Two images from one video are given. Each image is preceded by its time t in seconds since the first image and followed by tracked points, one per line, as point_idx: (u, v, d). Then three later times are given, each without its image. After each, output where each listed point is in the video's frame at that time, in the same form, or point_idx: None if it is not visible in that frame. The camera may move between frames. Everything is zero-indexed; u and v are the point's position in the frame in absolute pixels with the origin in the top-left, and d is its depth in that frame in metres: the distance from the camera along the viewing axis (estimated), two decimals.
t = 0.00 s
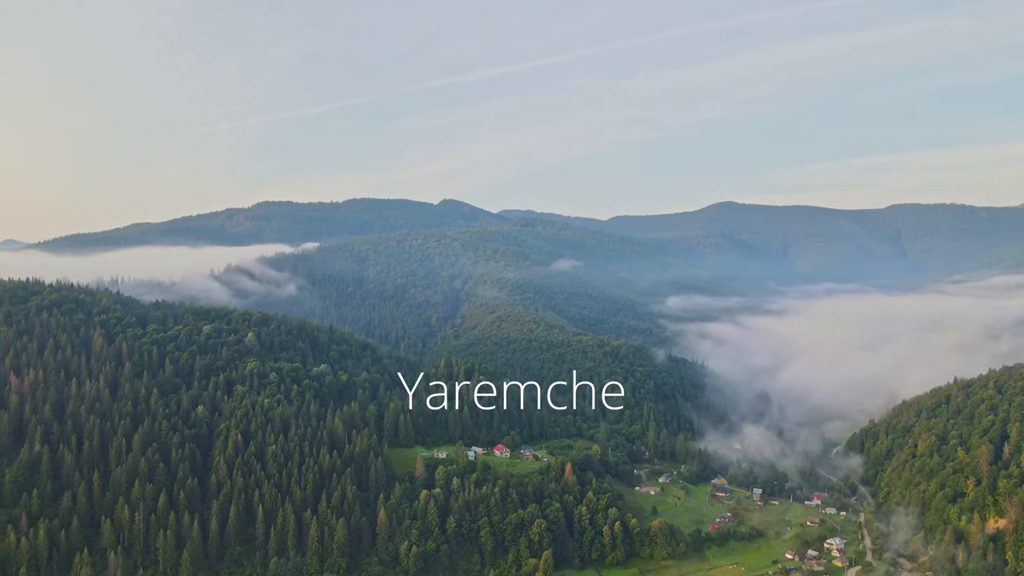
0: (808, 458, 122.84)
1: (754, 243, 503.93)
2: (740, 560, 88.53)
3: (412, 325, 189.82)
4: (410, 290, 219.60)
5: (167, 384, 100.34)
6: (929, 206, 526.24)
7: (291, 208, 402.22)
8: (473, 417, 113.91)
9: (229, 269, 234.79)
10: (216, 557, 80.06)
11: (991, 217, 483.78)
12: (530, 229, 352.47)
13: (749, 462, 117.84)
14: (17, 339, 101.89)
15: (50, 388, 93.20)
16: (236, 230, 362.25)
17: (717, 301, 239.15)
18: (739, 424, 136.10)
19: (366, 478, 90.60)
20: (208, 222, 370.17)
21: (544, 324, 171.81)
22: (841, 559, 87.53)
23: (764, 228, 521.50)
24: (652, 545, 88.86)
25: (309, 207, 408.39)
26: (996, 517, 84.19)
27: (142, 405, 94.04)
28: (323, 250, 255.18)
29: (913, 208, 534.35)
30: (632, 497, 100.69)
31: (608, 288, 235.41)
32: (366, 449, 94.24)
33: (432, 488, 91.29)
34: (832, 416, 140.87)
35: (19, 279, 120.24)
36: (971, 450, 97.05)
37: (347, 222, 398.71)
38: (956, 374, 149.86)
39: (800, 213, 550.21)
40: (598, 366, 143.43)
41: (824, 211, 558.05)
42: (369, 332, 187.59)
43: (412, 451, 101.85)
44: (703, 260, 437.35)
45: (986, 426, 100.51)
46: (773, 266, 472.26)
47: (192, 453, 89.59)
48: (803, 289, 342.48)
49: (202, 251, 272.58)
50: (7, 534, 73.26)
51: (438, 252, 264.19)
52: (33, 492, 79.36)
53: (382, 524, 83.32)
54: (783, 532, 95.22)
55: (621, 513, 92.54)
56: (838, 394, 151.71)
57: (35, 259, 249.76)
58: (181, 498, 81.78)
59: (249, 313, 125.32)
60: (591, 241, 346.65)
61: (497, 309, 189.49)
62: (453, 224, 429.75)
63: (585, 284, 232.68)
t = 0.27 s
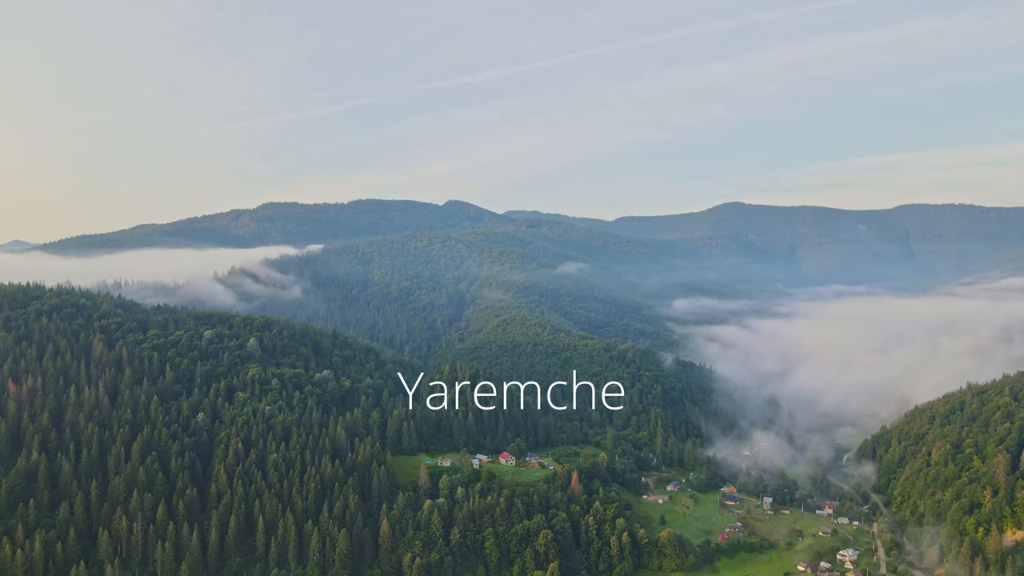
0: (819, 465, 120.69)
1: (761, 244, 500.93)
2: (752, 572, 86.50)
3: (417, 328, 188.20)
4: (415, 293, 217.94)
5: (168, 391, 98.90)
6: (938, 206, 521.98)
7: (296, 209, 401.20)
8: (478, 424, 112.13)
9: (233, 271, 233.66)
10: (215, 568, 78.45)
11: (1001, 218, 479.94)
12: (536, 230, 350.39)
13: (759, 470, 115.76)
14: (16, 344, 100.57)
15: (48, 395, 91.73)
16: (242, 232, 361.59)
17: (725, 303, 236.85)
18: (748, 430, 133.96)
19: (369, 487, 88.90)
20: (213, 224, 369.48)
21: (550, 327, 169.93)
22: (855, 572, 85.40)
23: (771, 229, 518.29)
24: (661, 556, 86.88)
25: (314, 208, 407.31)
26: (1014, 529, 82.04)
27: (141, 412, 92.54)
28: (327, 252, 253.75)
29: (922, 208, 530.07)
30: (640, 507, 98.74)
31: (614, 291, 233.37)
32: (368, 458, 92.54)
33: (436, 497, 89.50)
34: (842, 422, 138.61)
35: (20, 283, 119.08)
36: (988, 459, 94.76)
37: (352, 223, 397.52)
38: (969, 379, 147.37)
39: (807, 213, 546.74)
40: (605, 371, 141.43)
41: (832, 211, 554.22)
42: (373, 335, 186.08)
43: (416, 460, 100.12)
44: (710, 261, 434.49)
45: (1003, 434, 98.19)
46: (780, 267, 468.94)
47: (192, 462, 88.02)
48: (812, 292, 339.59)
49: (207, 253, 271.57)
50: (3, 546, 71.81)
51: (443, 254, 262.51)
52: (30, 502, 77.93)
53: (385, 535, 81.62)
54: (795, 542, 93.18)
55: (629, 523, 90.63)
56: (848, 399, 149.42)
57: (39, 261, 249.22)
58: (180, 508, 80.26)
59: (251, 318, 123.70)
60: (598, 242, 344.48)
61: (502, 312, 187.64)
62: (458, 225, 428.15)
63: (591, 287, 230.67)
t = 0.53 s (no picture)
0: (826, 471, 118.97)
1: (765, 244, 498.80)
2: None
3: (419, 331, 186.75)
4: (417, 295, 216.54)
5: (166, 396, 97.55)
6: (943, 206, 519.56)
7: (299, 210, 400.19)
8: (480, 430, 110.55)
9: (234, 273, 232.49)
10: None
11: (1006, 218, 477.41)
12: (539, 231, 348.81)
13: (766, 477, 114.05)
14: (13, 349, 99.30)
15: (44, 401, 90.36)
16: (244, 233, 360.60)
17: (729, 305, 235.01)
18: (754, 436, 132.19)
19: (369, 496, 87.39)
20: (216, 225, 368.52)
21: (553, 330, 168.37)
22: None
23: (775, 230, 516.07)
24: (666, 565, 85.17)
25: (316, 209, 406.19)
26: None
27: (139, 419, 91.13)
28: (329, 253, 252.51)
29: (927, 209, 527.60)
30: (644, 515, 97.08)
31: (618, 293, 231.60)
32: (369, 465, 91.03)
33: (438, 506, 87.91)
34: (849, 428, 136.79)
35: (17, 286, 117.76)
36: (1000, 467, 92.95)
37: (355, 224, 396.32)
38: (977, 383, 145.43)
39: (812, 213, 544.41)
40: (609, 375, 139.70)
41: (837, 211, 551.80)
42: (375, 338, 184.71)
43: (417, 467, 98.57)
44: (714, 262, 432.40)
45: (1016, 441, 96.32)
46: (784, 268, 466.59)
47: (190, 470, 86.53)
48: (816, 293, 337.64)
49: (208, 255, 270.53)
50: None
51: (446, 256, 261.04)
52: (24, 511, 76.46)
53: (385, 545, 80.02)
54: (804, 552, 91.43)
55: (634, 532, 88.98)
56: (855, 404, 147.57)
57: (41, 263, 248.40)
58: (177, 518, 78.77)
59: (251, 322, 122.25)
60: (601, 243, 342.80)
61: (505, 314, 186.10)
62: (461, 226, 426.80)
63: (594, 289, 228.95)
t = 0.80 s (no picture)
0: (830, 475, 117.87)
1: (768, 245, 497.47)
2: None
3: (420, 333, 185.81)
4: (418, 296, 215.66)
5: (164, 400, 96.62)
6: (945, 206, 517.96)
7: (300, 211, 399.28)
8: (481, 433, 109.60)
9: (235, 274, 231.60)
10: None
11: (1009, 218, 476.03)
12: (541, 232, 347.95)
13: (770, 481, 112.97)
14: (10, 352, 98.36)
15: (42, 405, 89.39)
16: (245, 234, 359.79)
17: (731, 306, 233.93)
18: (758, 439, 131.08)
19: (369, 501, 86.43)
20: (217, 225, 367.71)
21: (555, 331, 167.34)
22: None
23: (777, 230, 514.66)
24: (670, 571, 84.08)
25: (318, 210, 405.45)
26: None
27: (137, 423, 90.18)
28: (330, 254, 251.61)
29: (929, 209, 526.05)
30: (647, 520, 96.04)
31: (620, 294, 230.46)
32: (369, 470, 90.09)
33: (439, 512, 86.94)
34: (854, 431, 135.64)
35: (15, 288, 116.84)
36: (1008, 472, 91.82)
37: (356, 224, 395.35)
38: (983, 385, 144.26)
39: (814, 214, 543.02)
40: (611, 377, 138.63)
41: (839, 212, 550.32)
42: (376, 340, 183.81)
43: (417, 471, 97.62)
44: (716, 263, 431.07)
45: None
46: (787, 268, 465.18)
47: (188, 475, 85.57)
48: (819, 295, 336.21)
49: (209, 256, 269.65)
50: None
51: (447, 257, 260.14)
52: (20, 517, 75.53)
53: (385, 552, 79.03)
54: (809, 558, 90.29)
55: (637, 538, 87.95)
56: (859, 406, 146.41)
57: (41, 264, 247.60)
58: (175, 524, 77.84)
59: (250, 325, 121.20)
60: (603, 243, 341.80)
61: (507, 316, 185.09)
62: (463, 226, 425.92)
63: (596, 290, 227.87)
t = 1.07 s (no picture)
0: (834, 478, 117.00)
1: (770, 246, 496.25)
2: None
3: (421, 334, 185.18)
4: (420, 297, 215.00)
5: (163, 402, 95.99)
6: (948, 206, 516.38)
7: (302, 211, 398.70)
8: (483, 436, 108.86)
9: (236, 275, 231.09)
10: None
11: (1012, 218, 474.29)
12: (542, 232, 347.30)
13: (774, 484, 112.11)
14: (9, 355, 97.73)
15: (40, 408, 88.72)
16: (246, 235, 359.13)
17: (734, 307, 233.03)
18: (761, 441, 130.20)
19: (370, 506, 85.76)
20: (218, 226, 367.17)
21: (557, 333, 166.56)
22: None
23: (780, 230, 513.30)
24: None
25: (319, 210, 404.88)
26: None
27: (136, 426, 89.55)
28: (331, 255, 250.99)
29: (932, 209, 524.50)
30: (651, 524, 95.23)
31: (622, 295, 229.66)
32: (369, 474, 89.42)
33: (439, 516, 86.16)
34: (857, 433, 134.74)
35: (15, 290, 116.26)
36: (1015, 476, 90.86)
37: (357, 225, 394.71)
38: (987, 387, 143.34)
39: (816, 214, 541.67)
40: (613, 379, 137.76)
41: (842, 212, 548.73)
42: (377, 342, 183.20)
43: (418, 474, 96.91)
44: (718, 263, 429.74)
45: None
46: (789, 269, 463.88)
47: (187, 478, 84.94)
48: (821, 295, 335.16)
49: (211, 257, 269.06)
50: None
51: (449, 257, 259.41)
52: (18, 521, 74.92)
53: (386, 557, 78.33)
54: (814, 562, 89.45)
55: (640, 542, 87.18)
56: (863, 409, 145.51)
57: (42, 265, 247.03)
58: (174, 528, 77.22)
59: (250, 327, 120.44)
60: (604, 244, 340.91)
61: (508, 317, 184.39)
62: (464, 227, 425.11)
63: (598, 291, 227.11)
